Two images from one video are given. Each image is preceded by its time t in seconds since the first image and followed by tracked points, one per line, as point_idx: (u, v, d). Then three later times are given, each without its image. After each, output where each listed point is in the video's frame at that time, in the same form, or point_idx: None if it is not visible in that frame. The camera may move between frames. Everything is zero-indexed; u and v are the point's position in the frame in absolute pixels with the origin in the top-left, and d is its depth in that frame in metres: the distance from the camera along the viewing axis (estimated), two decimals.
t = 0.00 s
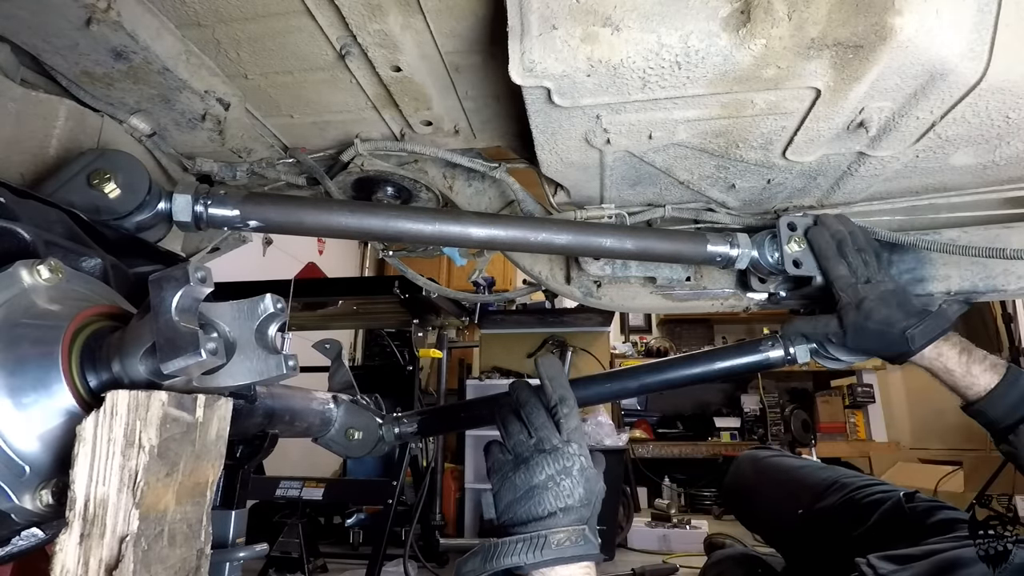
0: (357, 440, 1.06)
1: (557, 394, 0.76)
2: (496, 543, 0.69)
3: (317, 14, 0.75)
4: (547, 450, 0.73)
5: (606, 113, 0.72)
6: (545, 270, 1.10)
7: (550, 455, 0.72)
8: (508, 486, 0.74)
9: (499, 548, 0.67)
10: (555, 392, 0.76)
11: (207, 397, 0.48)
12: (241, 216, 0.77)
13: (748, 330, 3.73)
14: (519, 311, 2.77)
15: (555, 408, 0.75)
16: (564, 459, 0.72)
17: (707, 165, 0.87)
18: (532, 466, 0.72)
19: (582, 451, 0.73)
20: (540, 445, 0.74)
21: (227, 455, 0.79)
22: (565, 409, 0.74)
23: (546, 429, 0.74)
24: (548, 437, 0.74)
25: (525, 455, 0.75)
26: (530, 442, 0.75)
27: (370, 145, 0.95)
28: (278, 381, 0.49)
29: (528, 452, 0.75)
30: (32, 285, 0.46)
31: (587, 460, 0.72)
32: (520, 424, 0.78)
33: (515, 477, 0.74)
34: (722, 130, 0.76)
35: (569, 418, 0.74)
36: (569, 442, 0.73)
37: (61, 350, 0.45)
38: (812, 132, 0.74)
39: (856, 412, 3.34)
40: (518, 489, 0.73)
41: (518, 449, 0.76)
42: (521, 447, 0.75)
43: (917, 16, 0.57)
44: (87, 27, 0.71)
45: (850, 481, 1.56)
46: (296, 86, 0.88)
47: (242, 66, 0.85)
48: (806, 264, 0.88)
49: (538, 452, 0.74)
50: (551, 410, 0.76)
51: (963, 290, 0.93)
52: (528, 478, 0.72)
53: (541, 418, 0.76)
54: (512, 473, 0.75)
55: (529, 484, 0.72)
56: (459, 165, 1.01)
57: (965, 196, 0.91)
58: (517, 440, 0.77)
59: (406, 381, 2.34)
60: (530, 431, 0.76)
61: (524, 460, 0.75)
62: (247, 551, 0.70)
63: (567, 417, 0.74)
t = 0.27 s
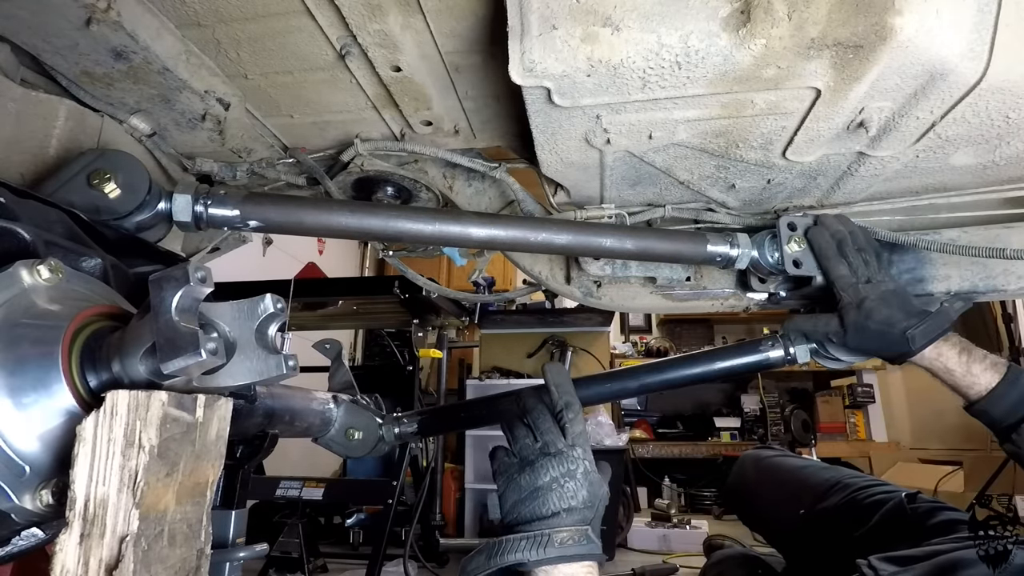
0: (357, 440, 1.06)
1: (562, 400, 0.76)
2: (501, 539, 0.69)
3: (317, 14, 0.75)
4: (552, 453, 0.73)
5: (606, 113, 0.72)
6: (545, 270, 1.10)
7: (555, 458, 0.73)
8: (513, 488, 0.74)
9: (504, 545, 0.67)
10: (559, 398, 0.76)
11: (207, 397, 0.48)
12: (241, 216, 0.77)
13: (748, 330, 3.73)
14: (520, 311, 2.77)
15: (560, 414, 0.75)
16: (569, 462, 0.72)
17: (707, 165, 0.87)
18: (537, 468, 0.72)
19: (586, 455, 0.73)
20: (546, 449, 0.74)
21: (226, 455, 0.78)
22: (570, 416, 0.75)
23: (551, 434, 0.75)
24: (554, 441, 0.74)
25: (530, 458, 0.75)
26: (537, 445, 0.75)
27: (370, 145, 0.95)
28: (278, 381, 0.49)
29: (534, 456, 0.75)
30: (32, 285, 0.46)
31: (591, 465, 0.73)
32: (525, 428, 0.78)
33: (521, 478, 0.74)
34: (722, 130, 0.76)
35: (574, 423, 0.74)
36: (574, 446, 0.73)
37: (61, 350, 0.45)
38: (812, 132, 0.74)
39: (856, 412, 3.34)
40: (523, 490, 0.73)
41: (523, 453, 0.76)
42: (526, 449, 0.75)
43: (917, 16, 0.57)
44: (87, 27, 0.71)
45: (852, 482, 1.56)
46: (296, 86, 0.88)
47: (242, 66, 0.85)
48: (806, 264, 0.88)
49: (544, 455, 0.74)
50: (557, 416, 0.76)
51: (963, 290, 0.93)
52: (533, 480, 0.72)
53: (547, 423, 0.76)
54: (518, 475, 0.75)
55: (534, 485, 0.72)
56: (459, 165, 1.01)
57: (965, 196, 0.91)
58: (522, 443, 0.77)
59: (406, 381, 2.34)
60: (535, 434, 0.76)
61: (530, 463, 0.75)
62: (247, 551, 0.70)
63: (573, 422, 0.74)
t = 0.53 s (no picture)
0: (357, 440, 1.06)
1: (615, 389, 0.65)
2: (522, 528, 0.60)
3: (317, 14, 0.75)
4: (590, 446, 0.62)
5: (606, 113, 0.72)
6: (545, 270, 1.10)
7: (592, 451, 0.62)
8: (541, 473, 0.64)
9: (525, 537, 0.59)
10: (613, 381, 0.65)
11: (207, 397, 0.48)
12: (241, 216, 0.77)
13: (747, 330, 3.73)
14: (519, 311, 2.77)
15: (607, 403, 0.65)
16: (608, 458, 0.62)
17: (707, 165, 0.87)
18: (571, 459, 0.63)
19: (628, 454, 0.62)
20: (584, 438, 0.63)
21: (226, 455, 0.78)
22: (619, 408, 0.64)
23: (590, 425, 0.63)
24: (593, 432, 0.63)
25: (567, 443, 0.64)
26: (574, 431, 0.64)
27: (370, 145, 0.95)
28: (278, 381, 0.49)
29: (570, 439, 0.64)
30: (32, 285, 0.46)
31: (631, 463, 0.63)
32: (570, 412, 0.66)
33: (551, 465, 0.63)
34: (722, 130, 0.76)
35: (621, 418, 0.63)
36: (616, 441, 0.62)
37: (61, 350, 0.45)
38: (812, 132, 0.74)
39: (856, 412, 3.35)
40: (552, 478, 0.63)
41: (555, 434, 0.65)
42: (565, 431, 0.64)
43: (917, 16, 0.56)
44: (87, 27, 0.71)
45: (855, 480, 1.56)
46: (296, 86, 0.88)
47: (242, 66, 0.85)
48: (806, 264, 0.88)
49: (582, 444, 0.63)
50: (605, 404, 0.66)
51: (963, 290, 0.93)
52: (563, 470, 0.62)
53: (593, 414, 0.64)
54: (549, 459, 0.64)
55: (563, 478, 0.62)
56: (459, 165, 1.01)
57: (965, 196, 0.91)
58: (559, 426, 0.65)
59: (406, 381, 2.34)
60: (577, 417, 0.65)
61: (562, 449, 0.64)
62: (247, 551, 0.70)
63: (619, 415, 0.63)
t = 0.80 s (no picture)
0: (357, 440, 1.06)
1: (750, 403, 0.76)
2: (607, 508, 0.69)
3: (317, 14, 0.75)
4: (700, 446, 0.72)
5: (606, 113, 0.72)
6: (545, 270, 1.10)
7: (698, 453, 0.72)
8: (637, 456, 0.74)
9: (604, 517, 0.68)
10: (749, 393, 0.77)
11: (207, 397, 0.48)
12: (241, 216, 0.77)
13: (747, 330, 3.73)
14: (519, 311, 2.77)
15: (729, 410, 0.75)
16: (709, 462, 0.71)
17: (707, 165, 0.87)
18: (674, 455, 0.72)
19: (727, 465, 0.71)
20: (694, 437, 0.74)
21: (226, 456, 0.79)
22: (740, 418, 0.73)
23: (706, 428, 0.74)
24: (704, 435, 0.73)
25: (673, 439, 0.74)
26: (691, 427, 0.75)
27: (370, 145, 0.95)
28: (278, 381, 0.49)
29: (679, 435, 0.74)
30: (32, 285, 0.46)
31: (729, 475, 0.71)
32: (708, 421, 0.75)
33: (649, 450, 0.74)
34: (722, 130, 0.76)
35: (742, 430, 0.73)
36: (726, 449, 0.72)
37: (61, 350, 0.45)
38: (812, 132, 0.74)
39: (856, 412, 3.38)
40: (647, 468, 0.72)
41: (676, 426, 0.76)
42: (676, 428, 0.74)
43: (917, 16, 0.56)
44: (87, 27, 0.71)
45: (857, 480, 1.56)
46: (296, 86, 0.88)
47: (242, 66, 0.85)
48: (806, 264, 0.87)
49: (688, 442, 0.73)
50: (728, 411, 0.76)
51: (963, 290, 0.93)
52: (664, 463, 0.72)
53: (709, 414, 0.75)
54: (651, 448, 0.75)
55: (658, 472, 0.71)
56: (459, 165, 1.01)
57: (965, 196, 0.91)
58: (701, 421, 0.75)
59: (406, 381, 2.34)
60: (691, 415, 0.76)
61: (666, 441, 0.74)
62: (247, 551, 0.70)
63: (737, 426, 0.73)
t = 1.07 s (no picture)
0: (357, 440, 1.06)
1: (647, 413, 0.77)
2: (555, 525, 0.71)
3: (317, 14, 0.75)
4: (624, 459, 0.75)
5: (606, 113, 0.72)
6: (545, 270, 1.10)
7: (623, 465, 0.74)
8: (575, 477, 0.77)
9: (557, 533, 0.70)
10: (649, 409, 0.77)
11: (207, 397, 0.48)
12: (241, 216, 0.77)
13: (747, 330, 3.73)
14: (519, 311, 2.77)
15: (640, 426, 0.76)
16: (636, 470, 0.74)
17: (707, 165, 0.87)
18: (606, 470, 0.75)
19: (653, 470, 0.74)
20: (620, 451, 0.76)
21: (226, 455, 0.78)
22: (650, 429, 0.76)
23: (628, 443, 0.76)
24: (627, 447, 0.75)
25: (601, 457, 0.76)
26: (611, 445, 0.77)
27: (370, 145, 0.95)
28: (278, 381, 0.49)
29: (604, 452, 0.77)
30: (32, 285, 0.46)
31: (656, 480, 0.74)
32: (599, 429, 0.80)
33: (584, 471, 0.77)
34: (722, 130, 0.76)
35: (652, 437, 0.75)
36: (646, 458, 0.74)
37: (61, 349, 0.45)
38: (812, 132, 0.74)
39: (856, 412, 3.38)
40: (586, 484, 0.75)
41: (598, 446, 0.78)
42: (601, 447, 0.76)
43: (917, 16, 0.56)
44: (87, 26, 0.71)
45: (854, 479, 1.57)
46: (296, 86, 0.88)
47: (242, 66, 0.85)
48: (806, 264, 0.87)
49: (614, 458, 0.76)
50: (637, 424, 0.77)
51: (964, 290, 0.93)
52: (597, 477, 0.75)
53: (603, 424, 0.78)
54: (584, 468, 0.77)
55: (596, 485, 0.75)
56: (459, 165, 1.01)
57: (965, 196, 0.91)
58: (600, 441, 0.78)
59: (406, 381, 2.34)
60: (612, 435, 0.77)
61: (594, 459, 0.77)
62: (247, 551, 0.70)
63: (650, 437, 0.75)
